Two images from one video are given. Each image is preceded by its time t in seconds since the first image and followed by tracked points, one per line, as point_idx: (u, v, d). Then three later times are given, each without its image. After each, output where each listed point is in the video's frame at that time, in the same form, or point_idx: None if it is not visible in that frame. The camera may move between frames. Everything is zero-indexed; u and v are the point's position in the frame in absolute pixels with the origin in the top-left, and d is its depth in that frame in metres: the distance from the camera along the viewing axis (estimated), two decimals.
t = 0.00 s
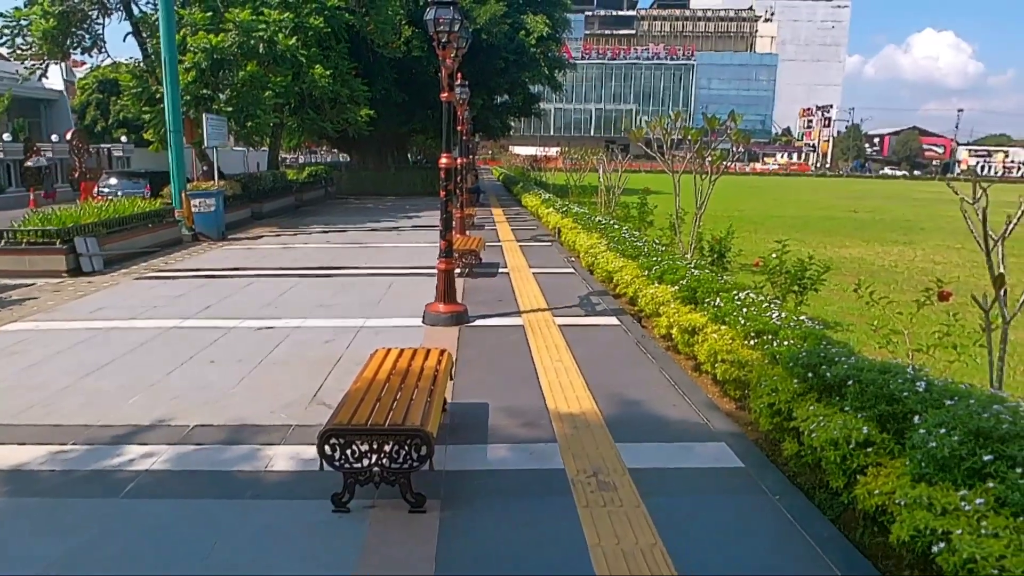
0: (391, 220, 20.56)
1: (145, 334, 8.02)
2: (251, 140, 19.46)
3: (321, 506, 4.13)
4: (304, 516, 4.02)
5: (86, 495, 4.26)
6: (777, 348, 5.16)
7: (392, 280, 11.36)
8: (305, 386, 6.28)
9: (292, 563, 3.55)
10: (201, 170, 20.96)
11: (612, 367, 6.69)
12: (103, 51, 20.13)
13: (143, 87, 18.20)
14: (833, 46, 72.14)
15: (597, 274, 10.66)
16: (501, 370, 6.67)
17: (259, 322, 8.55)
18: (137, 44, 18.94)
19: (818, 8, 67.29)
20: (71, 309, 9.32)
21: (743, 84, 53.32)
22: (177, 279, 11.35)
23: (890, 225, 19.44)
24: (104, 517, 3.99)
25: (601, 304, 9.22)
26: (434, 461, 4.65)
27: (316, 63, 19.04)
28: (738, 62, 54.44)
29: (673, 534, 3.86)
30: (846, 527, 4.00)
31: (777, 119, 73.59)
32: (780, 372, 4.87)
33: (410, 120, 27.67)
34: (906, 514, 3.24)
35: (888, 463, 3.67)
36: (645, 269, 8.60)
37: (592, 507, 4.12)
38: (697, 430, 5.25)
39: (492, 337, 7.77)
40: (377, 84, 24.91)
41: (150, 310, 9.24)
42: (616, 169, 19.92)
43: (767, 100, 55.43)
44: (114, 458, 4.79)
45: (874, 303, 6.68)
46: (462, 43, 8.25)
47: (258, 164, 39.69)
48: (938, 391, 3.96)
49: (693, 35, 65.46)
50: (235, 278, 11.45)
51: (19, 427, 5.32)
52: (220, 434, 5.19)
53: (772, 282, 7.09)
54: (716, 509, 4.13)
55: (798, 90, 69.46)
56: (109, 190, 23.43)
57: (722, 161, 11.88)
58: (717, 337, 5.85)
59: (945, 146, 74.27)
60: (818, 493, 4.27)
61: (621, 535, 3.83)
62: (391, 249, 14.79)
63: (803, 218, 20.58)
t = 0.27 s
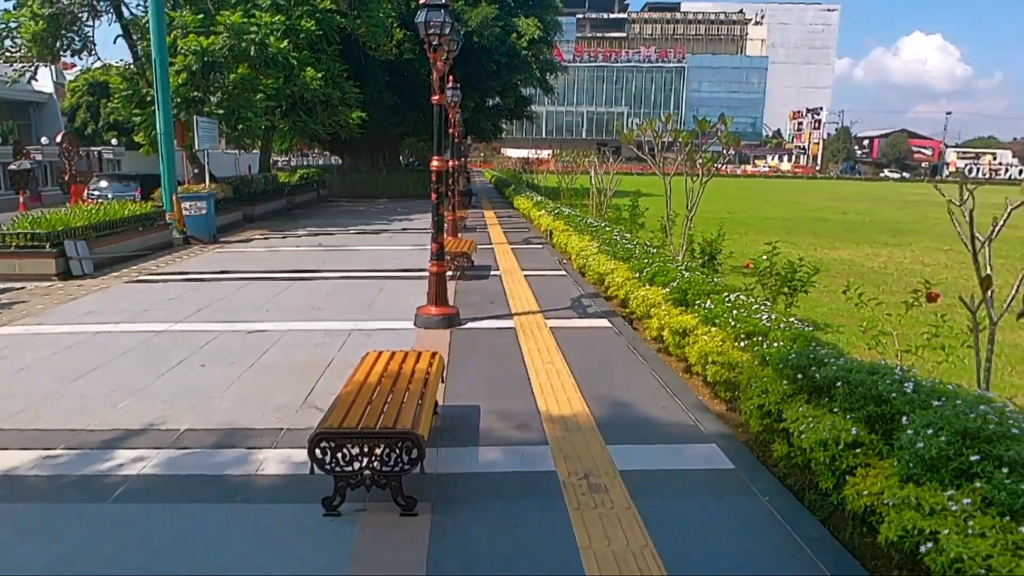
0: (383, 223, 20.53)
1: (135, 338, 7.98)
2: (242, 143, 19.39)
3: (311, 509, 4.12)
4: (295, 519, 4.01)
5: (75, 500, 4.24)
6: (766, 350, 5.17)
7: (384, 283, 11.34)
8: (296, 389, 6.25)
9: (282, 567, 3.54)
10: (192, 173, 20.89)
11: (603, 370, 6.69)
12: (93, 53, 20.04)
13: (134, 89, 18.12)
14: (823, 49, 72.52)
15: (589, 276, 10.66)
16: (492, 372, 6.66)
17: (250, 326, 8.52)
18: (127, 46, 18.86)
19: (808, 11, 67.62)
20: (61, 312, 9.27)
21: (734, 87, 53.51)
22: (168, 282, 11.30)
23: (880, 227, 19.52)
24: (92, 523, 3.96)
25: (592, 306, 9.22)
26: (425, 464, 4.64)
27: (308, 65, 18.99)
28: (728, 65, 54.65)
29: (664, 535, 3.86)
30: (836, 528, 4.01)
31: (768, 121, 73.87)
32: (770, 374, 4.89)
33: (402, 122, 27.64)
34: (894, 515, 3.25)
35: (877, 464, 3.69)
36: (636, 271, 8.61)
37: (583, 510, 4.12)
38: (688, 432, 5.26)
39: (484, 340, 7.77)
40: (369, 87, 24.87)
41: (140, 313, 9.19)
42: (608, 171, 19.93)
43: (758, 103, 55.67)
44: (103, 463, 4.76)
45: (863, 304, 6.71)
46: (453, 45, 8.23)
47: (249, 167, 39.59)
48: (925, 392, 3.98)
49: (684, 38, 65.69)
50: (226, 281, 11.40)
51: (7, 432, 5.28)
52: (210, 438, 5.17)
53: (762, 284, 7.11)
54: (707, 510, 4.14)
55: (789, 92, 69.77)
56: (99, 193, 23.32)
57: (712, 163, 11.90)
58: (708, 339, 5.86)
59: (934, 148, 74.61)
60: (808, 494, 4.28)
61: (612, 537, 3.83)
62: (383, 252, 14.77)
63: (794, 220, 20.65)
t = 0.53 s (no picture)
0: (374, 226, 20.52)
1: (125, 342, 7.93)
2: (233, 146, 19.33)
3: (301, 514, 4.11)
4: (285, 524, 3.99)
5: (63, 506, 4.20)
6: (756, 351, 5.19)
7: (375, 286, 11.32)
8: (286, 393, 6.23)
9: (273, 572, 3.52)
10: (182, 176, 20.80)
11: (593, 372, 6.70)
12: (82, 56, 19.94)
13: (123, 92, 18.04)
14: (811, 51, 73.01)
15: (579, 278, 10.68)
16: (483, 375, 6.66)
17: (240, 329, 8.49)
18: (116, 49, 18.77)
19: (797, 14, 67.97)
20: (49, 317, 9.19)
21: (724, 89, 53.76)
22: (158, 286, 11.24)
23: (868, 228, 19.66)
24: (80, 529, 3.93)
25: (583, 308, 9.24)
26: (416, 467, 4.63)
27: (298, 68, 18.94)
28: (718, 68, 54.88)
29: (655, 537, 3.87)
30: (826, 528, 4.03)
31: (758, 123, 74.25)
32: (758, 375, 4.91)
33: (393, 125, 27.63)
34: (882, 515, 3.27)
35: (865, 464, 3.71)
36: (627, 273, 8.64)
37: (574, 512, 4.13)
38: (678, 434, 5.28)
39: (475, 343, 7.76)
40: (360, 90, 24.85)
41: (130, 317, 9.13)
42: (598, 173, 19.98)
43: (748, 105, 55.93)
44: (92, 468, 4.73)
45: (851, 305, 6.75)
46: (443, 48, 8.24)
47: (240, 170, 39.46)
48: (912, 392, 4.01)
49: (674, 41, 65.97)
50: (216, 285, 11.35)
51: None
52: (200, 443, 5.14)
53: (752, 285, 7.14)
54: (696, 511, 4.15)
55: (778, 94, 70.12)
56: (88, 197, 23.19)
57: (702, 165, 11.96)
58: (698, 340, 5.89)
59: (922, 150, 75.23)
60: (797, 495, 4.30)
61: (603, 539, 3.84)
62: (373, 255, 14.75)
63: (783, 222, 20.79)
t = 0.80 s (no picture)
0: (364, 227, 20.45)
1: (113, 344, 7.88)
2: (221, 146, 19.23)
3: (290, 515, 4.09)
4: (274, 526, 3.97)
5: (50, 509, 4.17)
6: (744, 350, 5.21)
7: (364, 287, 11.29)
8: (276, 394, 6.20)
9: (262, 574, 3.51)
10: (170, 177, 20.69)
11: (583, 372, 6.70)
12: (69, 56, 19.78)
13: (111, 93, 17.89)
14: (799, 52, 73.37)
15: (569, 278, 10.69)
16: (473, 376, 6.66)
17: (229, 331, 8.45)
18: (104, 49, 18.65)
19: (786, 15, 68.28)
20: (36, 319, 9.12)
21: (713, 90, 53.94)
22: (147, 287, 11.17)
23: (855, 228, 19.79)
24: (68, 532, 3.90)
25: (573, 308, 9.25)
26: (405, 468, 4.62)
27: (287, 69, 18.84)
28: (707, 69, 55.10)
29: (644, 536, 3.88)
30: (813, 526, 4.05)
31: (747, 124, 74.54)
32: (746, 374, 4.93)
33: (383, 126, 27.56)
34: (868, 512, 3.30)
35: (851, 462, 3.73)
36: (616, 273, 8.65)
37: (563, 512, 4.13)
38: (667, 433, 5.30)
39: (464, 343, 7.76)
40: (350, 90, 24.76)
41: (118, 319, 9.07)
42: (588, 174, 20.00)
43: (737, 106, 56.14)
44: (79, 471, 4.70)
45: (838, 305, 6.79)
46: (432, 49, 8.22)
47: (229, 170, 39.29)
48: (897, 390, 4.04)
49: (663, 42, 66.14)
50: (206, 286, 11.29)
51: None
52: (188, 445, 5.12)
53: (740, 285, 7.17)
54: (685, 510, 4.16)
55: (767, 95, 70.45)
56: (75, 198, 23.02)
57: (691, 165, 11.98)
58: (686, 340, 5.90)
59: (908, 150, 75.73)
60: (784, 493, 4.32)
61: (591, 539, 3.84)
62: (363, 256, 14.71)
63: (772, 222, 20.88)
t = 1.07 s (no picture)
0: (352, 224, 20.39)
1: (98, 343, 7.82)
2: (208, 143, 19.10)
3: (277, 514, 4.08)
4: (260, 524, 3.96)
5: (34, 510, 4.14)
6: (730, 347, 5.24)
7: (352, 284, 11.26)
8: (263, 393, 6.18)
9: (248, 573, 3.49)
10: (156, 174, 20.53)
11: (570, 369, 6.71)
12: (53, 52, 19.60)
13: (96, 89, 17.75)
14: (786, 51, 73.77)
15: (557, 276, 10.70)
16: (460, 373, 6.66)
17: (216, 329, 8.40)
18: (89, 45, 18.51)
19: (773, 14, 68.59)
20: (20, 317, 9.04)
21: (700, 88, 54.15)
22: (132, 285, 11.09)
23: (841, 226, 19.92)
24: (52, 532, 3.87)
25: (560, 306, 9.26)
26: (392, 466, 4.62)
27: (275, 65, 18.74)
28: (694, 67, 55.31)
29: (630, 531, 3.90)
30: (798, 521, 4.07)
31: (734, 122, 74.87)
32: (732, 370, 4.96)
33: (370, 123, 27.48)
34: (851, 507, 3.32)
35: (835, 457, 3.76)
36: (603, 270, 8.67)
37: (550, 508, 4.14)
38: (653, 429, 5.32)
39: (452, 341, 7.75)
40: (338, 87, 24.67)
41: (103, 318, 9.00)
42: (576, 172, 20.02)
43: (724, 104, 56.40)
44: (64, 470, 4.66)
45: (823, 302, 6.84)
46: (419, 46, 8.21)
47: (216, 168, 39.08)
48: (881, 386, 4.07)
49: (651, 40, 66.30)
50: (192, 284, 11.22)
51: None
52: (174, 444, 5.09)
53: (726, 282, 7.20)
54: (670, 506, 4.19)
55: (754, 93, 70.78)
56: (60, 195, 22.81)
57: (678, 163, 12.03)
58: (673, 337, 5.93)
59: (893, 149, 76.35)
60: (769, 488, 4.35)
61: (578, 535, 3.85)
62: (351, 254, 14.68)
63: (758, 220, 21.00)
